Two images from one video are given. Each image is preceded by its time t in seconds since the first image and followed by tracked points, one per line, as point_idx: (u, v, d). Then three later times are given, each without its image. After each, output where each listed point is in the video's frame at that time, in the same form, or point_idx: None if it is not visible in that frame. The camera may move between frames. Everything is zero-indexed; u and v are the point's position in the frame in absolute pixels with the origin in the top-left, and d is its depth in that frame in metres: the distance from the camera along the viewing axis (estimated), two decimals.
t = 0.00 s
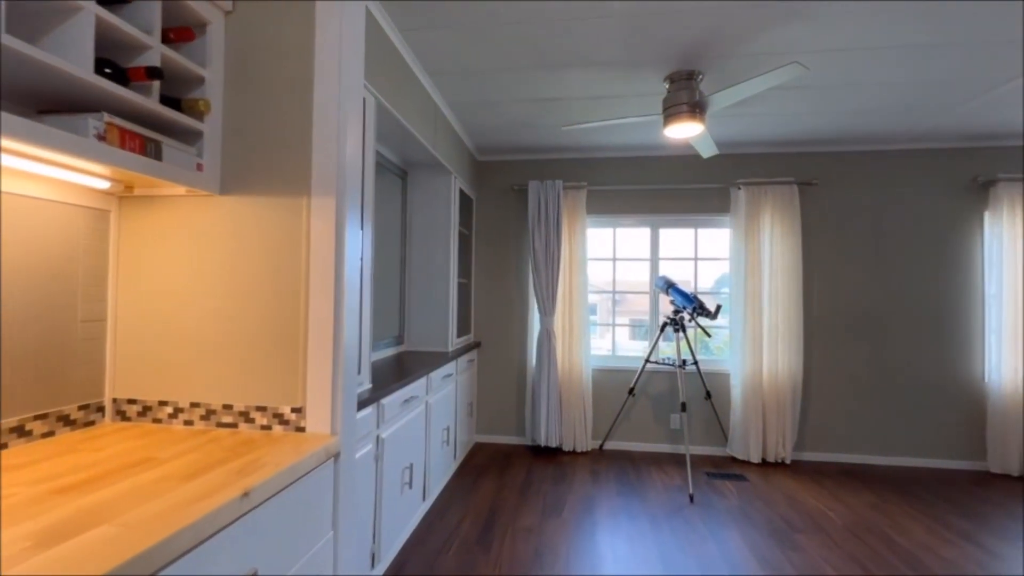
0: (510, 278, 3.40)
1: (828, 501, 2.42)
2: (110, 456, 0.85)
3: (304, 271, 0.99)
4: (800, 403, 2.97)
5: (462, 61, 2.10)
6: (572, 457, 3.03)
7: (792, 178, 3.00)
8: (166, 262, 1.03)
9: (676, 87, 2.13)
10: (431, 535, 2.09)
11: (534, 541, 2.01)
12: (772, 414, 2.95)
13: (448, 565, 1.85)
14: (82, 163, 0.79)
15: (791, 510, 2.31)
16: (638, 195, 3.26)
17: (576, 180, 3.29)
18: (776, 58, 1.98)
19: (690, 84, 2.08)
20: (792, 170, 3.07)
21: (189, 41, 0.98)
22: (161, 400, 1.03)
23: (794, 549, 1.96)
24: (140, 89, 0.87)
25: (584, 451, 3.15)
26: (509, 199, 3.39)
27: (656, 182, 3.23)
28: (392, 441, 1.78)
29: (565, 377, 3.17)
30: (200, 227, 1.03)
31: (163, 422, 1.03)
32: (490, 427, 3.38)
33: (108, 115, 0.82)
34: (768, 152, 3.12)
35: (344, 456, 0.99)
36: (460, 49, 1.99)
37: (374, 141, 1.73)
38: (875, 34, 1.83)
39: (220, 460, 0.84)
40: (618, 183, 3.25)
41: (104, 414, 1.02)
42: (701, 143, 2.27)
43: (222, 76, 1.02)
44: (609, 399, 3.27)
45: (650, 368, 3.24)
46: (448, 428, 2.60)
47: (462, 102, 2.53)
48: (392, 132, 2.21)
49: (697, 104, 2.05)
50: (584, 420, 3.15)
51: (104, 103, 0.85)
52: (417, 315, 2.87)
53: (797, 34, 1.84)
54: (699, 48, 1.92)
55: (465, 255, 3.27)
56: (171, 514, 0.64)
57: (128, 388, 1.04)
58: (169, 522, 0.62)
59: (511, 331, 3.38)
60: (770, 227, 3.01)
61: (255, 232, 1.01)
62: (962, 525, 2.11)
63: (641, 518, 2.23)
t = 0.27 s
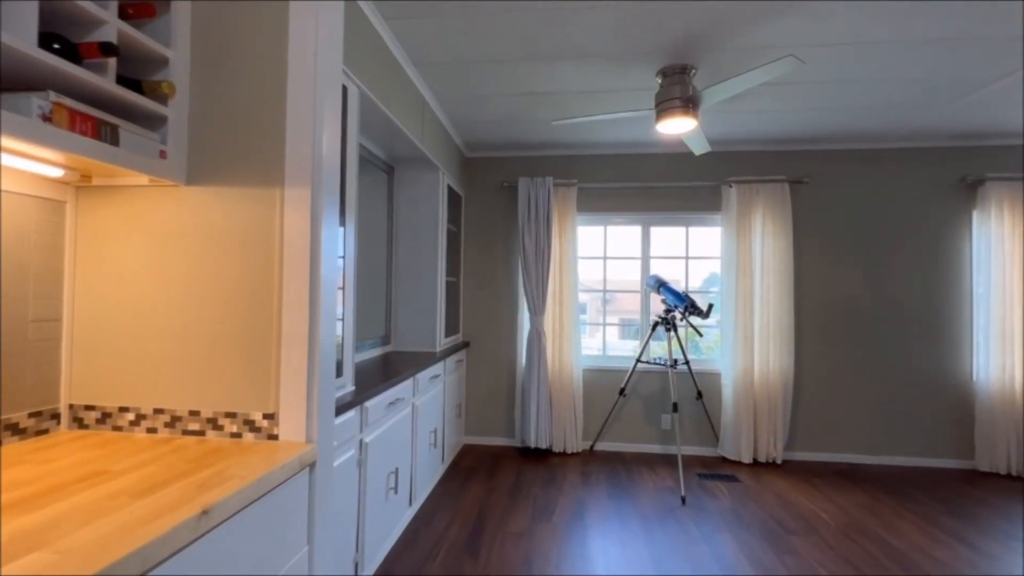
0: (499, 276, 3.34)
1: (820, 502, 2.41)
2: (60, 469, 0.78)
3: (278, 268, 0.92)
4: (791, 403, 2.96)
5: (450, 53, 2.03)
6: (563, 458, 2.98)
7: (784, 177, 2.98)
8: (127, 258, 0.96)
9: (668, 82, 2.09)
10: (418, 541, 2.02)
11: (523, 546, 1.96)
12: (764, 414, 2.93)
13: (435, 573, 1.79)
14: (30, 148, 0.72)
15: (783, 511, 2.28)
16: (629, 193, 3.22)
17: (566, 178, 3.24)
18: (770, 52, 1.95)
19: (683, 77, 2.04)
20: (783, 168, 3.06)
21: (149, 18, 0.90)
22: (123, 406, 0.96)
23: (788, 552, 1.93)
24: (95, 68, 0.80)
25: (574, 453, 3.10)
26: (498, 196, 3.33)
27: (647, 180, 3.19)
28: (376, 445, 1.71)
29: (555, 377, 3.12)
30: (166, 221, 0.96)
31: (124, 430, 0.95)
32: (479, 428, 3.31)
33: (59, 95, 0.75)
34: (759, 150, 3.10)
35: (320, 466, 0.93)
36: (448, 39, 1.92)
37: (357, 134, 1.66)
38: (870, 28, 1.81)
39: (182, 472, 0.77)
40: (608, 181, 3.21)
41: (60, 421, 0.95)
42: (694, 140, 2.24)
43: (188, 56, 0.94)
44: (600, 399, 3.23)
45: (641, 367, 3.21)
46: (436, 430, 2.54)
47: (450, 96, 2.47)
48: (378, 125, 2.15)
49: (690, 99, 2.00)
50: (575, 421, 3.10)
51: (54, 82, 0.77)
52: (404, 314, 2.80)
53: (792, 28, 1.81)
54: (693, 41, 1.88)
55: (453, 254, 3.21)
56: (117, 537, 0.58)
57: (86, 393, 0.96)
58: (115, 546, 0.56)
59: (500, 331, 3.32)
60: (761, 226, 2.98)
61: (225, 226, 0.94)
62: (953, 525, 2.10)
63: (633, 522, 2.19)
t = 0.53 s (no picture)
0: (489, 275, 3.28)
1: (813, 503, 2.39)
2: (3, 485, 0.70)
3: (248, 264, 0.86)
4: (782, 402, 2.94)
5: (438, 43, 1.97)
6: (553, 460, 2.93)
7: (776, 176, 2.96)
8: (82, 253, 0.88)
9: (661, 76, 2.04)
10: (404, 548, 1.95)
11: (513, 551, 1.90)
12: (756, 413, 2.91)
13: None
14: None
15: (777, 512, 2.26)
16: (621, 191, 3.18)
17: (556, 175, 3.19)
18: (765, 47, 1.91)
19: (675, 71, 2.00)
20: (774, 166, 3.04)
21: None
22: (80, 414, 0.88)
23: (784, 555, 1.90)
24: (42, 41, 0.72)
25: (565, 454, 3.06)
26: (487, 194, 3.27)
27: (639, 178, 3.16)
28: (360, 450, 1.64)
29: (546, 378, 3.07)
30: (125, 213, 0.88)
31: (80, 440, 0.88)
32: (468, 430, 3.25)
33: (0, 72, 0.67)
34: (750, 148, 3.08)
35: (296, 477, 0.86)
36: (436, 29, 1.86)
37: (340, 126, 1.59)
38: (866, 22, 1.78)
39: (139, 488, 0.70)
40: (599, 178, 3.17)
41: (9, 431, 0.87)
42: (686, 135, 2.20)
43: (149, 34, 0.88)
44: (591, 399, 3.18)
45: (633, 367, 3.17)
46: (424, 432, 2.48)
47: (439, 90, 2.40)
48: (363, 118, 2.07)
49: (683, 93, 1.96)
50: (565, 422, 3.05)
51: None
52: (391, 314, 2.73)
53: (788, 21, 1.77)
54: (687, 33, 1.84)
55: (442, 252, 3.14)
56: (54, 568, 0.51)
57: (38, 399, 0.88)
58: None
59: (489, 330, 3.26)
60: (753, 225, 2.97)
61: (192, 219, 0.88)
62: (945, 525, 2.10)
63: (626, 525, 2.14)
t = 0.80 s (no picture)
0: (479, 274, 3.21)
1: (807, 505, 2.36)
2: None
3: (216, 263, 0.81)
4: (775, 403, 2.92)
5: (426, 34, 1.89)
6: (545, 463, 2.88)
7: (769, 174, 2.94)
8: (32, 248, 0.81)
9: (657, 70, 1.99)
10: (391, 558, 1.88)
11: (505, 559, 1.84)
12: (748, 414, 2.88)
13: None
14: None
15: (772, 516, 2.22)
16: (614, 188, 3.13)
17: (548, 172, 3.13)
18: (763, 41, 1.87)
19: (671, 65, 1.95)
20: (767, 165, 3.02)
21: None
22: (27, 427, 0.81)
23: (781, 561, 1.86)
24: None
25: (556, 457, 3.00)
26: (477, 191, 3.20)
27: (631, 175, 3.11)
28: (344, 457, 1.56)
29: (537, 379, 3.02)
30: (78, 206, 0.82)
31: (29, 457, 0.80)
32: (457, 433, 3.18)
33: None
34: (744, 146, 3.05)
35: (270, 493, 0.82)
36: (424, 18, 1.78)
37: (322, 117, 1.51)
38: (864, 17, 1.75)
39: (85, 513, 0.64)
40: (590, 176, 3.12)
41: None
42: (680, 131, 2.15)
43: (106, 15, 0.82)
44: (583, 400, 3.13)
45: (625, 368, 3.12)
46: (412, 437, 2.41)
47: (428, 84, 2.33)
48: (348, 111, 1.99)
49: (679, 88, 1.91)
50: (557, 424, 3.00)
51: None
52: (378, 314, 2.65)
53: (786, 15, 1.73)
54: (684, 26, 1.78)
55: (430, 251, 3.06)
56: None
57: None
58: None
59: (479, 331, 3.20)
60: (746, 224, 2.94)
61: (153, 215, 0.82)
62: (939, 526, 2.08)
63: (620, 530, 2.09)
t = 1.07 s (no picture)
0: (469, 274, 3.14)
1: (800, 508, 2.34)
2: None
3: (175, 268, 0.80)
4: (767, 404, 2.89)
5: (412, 25, 1.82)
6: (535, 467, 2.83)
7: (761, 173, 2.91)
8: None
9: (651, 64, 1.94)
10: (376, 569, 1.81)
11: (495, 568, 1.78)
12: (741, 416, 2.85)
13: None
14: None
15: (766, 520, 2.19)
16: (606, 186, 3.08)
17: (539, 170, 3.07)
18: (758, 36, 1.83)
19: (665, 59, 1.90)
20: (759, 164, 2.99)
21: None
22: None
23: (775, 566, 1.83)
24: None
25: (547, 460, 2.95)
26: (467, 188, 3.13)
27: (623, 173, 3.06)
28: (325, 467, 1.49)
29: (527, 381, 2.96)
30: (25, 203, 0.78)
31: None
32: (446, 436, 3.11)
33: None
34: (736, 145, 3.02)
35: (234, 517, 0.80)
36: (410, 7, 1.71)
37: (302, 109, 1.43)
38: (861, 13, 1.71)
39: (17, 552, 0.64)
40: (582, 173, 3.07)
41: None
42: (674, 128, 2.11)
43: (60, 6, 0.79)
44: (574, 402, 3.08)
45: (617, 369, 3.08)
46: (399, 442, 2.33)
47: (415, 78, 2.26)
48: (331, 105, 1.91)
49: (674, 83, 1.87)
50: (548, 427, 2.94)
51: None
52: (364, 315, 2.56)
53: (781, 10, 1.69)
54: (678, 20, 1.74)
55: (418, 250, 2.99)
56: None
57: None
58: None
59: (469, 332, 3.13)
60: (739, 223, 2.91)
61: (106, 216, 0.80)
62: (934, 528, 2.07)
63: (612, 536, 2.05)
